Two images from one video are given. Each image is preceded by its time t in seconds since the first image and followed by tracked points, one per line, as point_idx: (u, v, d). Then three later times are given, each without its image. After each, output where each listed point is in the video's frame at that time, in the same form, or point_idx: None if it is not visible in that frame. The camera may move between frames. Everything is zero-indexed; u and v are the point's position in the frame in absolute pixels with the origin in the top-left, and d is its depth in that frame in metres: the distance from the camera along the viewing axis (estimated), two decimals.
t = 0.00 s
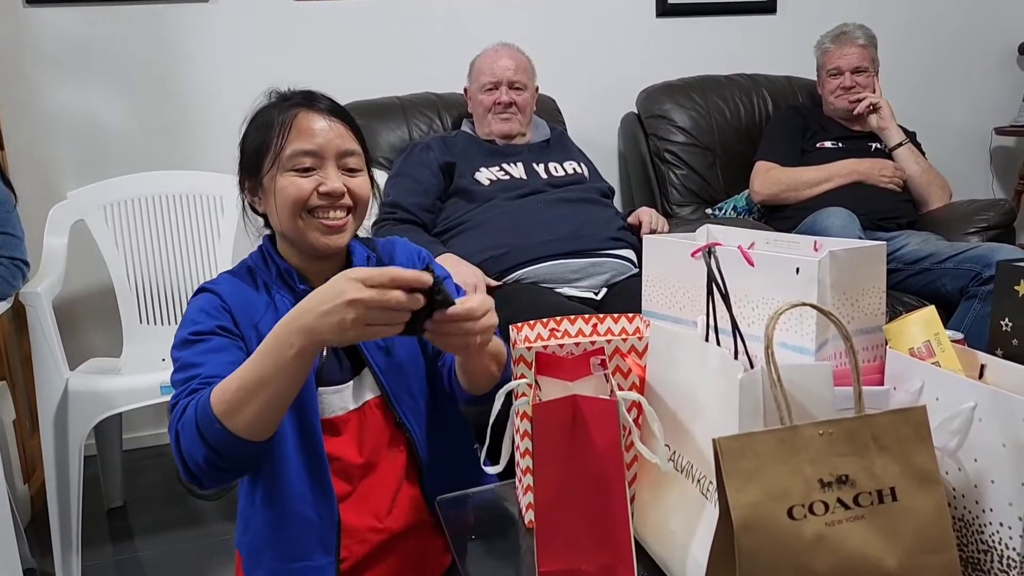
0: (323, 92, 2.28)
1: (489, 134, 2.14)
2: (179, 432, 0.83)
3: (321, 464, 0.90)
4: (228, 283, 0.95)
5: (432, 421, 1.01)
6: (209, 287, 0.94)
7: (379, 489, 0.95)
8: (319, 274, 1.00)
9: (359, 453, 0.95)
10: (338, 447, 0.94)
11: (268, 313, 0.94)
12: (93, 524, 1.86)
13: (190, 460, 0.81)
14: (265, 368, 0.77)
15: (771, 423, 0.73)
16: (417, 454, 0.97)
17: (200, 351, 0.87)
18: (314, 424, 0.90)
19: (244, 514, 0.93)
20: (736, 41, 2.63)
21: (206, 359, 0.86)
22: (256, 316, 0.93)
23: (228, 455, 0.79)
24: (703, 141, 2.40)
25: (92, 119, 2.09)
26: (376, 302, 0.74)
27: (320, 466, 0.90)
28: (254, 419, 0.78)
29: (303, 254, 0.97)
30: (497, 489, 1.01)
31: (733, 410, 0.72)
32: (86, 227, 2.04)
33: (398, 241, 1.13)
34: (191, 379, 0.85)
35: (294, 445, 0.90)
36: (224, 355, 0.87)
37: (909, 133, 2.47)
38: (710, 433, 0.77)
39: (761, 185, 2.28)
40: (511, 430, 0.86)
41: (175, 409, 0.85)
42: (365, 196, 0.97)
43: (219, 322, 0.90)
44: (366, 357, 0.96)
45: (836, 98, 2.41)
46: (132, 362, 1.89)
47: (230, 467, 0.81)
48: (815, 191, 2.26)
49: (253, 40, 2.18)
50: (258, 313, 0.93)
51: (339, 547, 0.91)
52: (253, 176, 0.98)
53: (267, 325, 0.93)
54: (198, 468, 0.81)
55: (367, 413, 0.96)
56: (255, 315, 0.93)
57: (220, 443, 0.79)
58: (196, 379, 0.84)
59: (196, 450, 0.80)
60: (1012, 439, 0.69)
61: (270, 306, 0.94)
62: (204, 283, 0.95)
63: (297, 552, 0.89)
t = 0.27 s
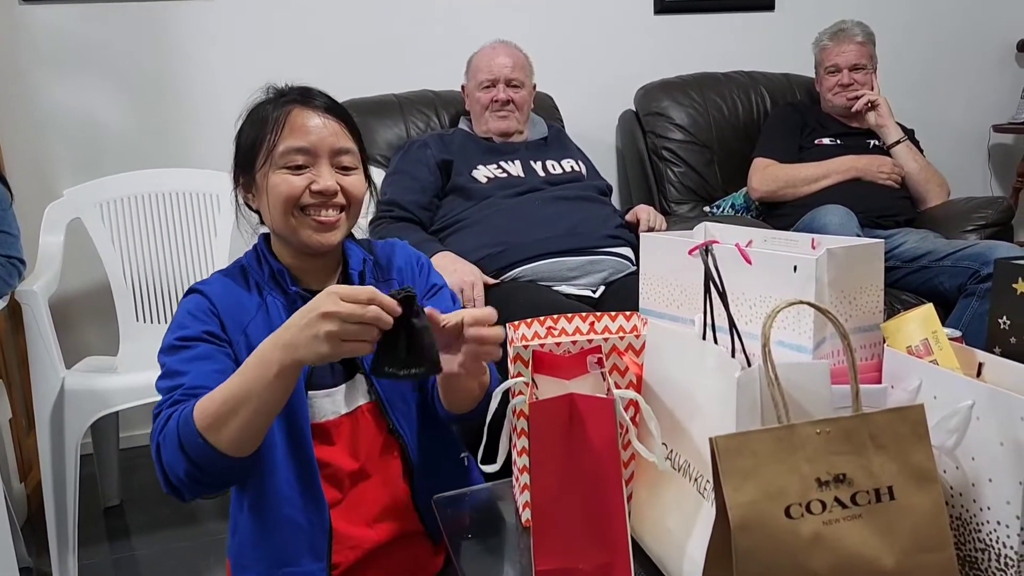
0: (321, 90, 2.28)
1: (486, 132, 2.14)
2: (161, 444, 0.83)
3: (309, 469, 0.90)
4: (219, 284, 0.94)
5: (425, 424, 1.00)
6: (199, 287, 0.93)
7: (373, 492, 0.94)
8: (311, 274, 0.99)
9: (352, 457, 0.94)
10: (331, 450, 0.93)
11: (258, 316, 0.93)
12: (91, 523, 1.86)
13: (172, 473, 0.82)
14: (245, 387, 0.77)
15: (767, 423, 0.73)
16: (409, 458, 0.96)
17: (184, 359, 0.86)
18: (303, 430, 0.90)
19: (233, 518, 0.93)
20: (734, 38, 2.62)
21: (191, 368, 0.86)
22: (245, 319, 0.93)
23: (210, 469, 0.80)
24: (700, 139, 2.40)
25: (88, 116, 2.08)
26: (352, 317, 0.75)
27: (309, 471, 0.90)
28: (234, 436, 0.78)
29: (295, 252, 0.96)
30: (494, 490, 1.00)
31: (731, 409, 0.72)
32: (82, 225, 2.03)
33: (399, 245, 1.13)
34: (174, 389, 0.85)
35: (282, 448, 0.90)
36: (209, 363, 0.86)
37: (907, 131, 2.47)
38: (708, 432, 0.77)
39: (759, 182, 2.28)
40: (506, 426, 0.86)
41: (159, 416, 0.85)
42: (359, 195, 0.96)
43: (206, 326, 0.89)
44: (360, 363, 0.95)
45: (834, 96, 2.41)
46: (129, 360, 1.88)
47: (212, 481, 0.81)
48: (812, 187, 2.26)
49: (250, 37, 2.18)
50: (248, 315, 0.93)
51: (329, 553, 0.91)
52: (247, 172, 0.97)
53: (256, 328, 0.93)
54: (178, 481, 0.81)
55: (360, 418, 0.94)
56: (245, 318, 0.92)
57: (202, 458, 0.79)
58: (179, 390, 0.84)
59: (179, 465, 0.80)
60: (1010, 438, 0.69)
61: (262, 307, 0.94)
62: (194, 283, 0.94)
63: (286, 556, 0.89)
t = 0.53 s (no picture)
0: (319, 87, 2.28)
1: (485, 130, 2.14)
2: (178, 479, 0.82)
3: (311, 476, 0.90)
4: (214, 291, 0.92)
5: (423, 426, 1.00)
6: (193, 296, 0.91)
7: (373, 494, 0.94)
8: (306, 277, 0.99)
9: (349, 459, 0.93)
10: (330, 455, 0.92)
11: (256, 322, 0.93)
12: (90, 520, 1.86)
13: (194, 508, 0.81)
14: (279, 424, 0.77)
15: (764, 419, 0.73)
16: (407, 458, 0.96)
17: (192, 385, 0.85)
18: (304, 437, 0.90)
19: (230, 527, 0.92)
20: (733, 35, 2.62)
21: (200, 394, 0.85)
22: (242, 327, 0.91)
23: (235, 501, 0.80)
24: (699, 136, 2.40)
25: (87, 113, 2.08)
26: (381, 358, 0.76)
27: (310, 476, 0.90)
28: (264, 469, 0.79)
29: (290, 253, 0.96)
30: (490, 486, 1.01)
31: (727, 408, 0.72)
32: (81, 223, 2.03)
33: (396, 244, 1.13)
34: (186, 418, 0.84)
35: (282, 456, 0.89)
36: (216, 389, 0.85)
37: (906, 128, 2.47)
38: (705, 429, 0.77)
39: (757, 180, 2.29)
40: (505, 424, 0.86)
41: (169, 447, 0.84)
42: (354, 195, 0.96)
43: (210, 345, 0.87)
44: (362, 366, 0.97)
45: (832, 93, 2.41)
46: (128, 358, 1.88)
47: (236, 510, 0.81)
48: (810, 185, 2.26)
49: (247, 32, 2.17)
50: (245, 321, 0.92)
51: (339, 557, 0.91)
52: (241, 172, 0.97)
53: (253, 336, 0.92)
54: (201, 514, 0.81)
55: (358, 421, 0.93)
56: (242, 327, 0.91)
57: (229, 490, 0.79)
58: (192, 420, 0.83)
59: (204, 499, 0.79)
60: (1007, 435, 0.69)
61: (258, 312, 0.93)
62: (188, 291, 0.92)
63: (293, 563, 0.89)
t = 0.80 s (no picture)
0: (320, 83, 2.27)
1: (486, 126, 2.14)
2: (186, 488, 0.81)
3: (315, 472, 0.90)
4: (215, 291, 0.92)
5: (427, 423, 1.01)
6: (195, 296, 0.91)
7: (379, 491, 0.94)
8: (309, 273, 0.99)
9: (356, 455, 0.93)
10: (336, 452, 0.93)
11: (258, 320, 0.93)
12: (90, 515, 1.86)
13: (202, 516, 0.80)
14: (286, 439, 0.76)
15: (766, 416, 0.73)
16: (413, 454, 0.97)
17: (196, 390, 0.84)
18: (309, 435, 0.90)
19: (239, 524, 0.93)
20: (734, 32, 2.62)
21: (205, 399, 0.84)
22: (245, 326, 0.91)
23: (244, 507, 0.79)
24: (700, 134, 2.40)
25: (88, 108, 2.08)
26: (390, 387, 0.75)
27: (316, 472, 0.90)
28: (273, 480, 0.78)
29: (291, 249, 0.96)
30: (495, 481, 1.01)
31: (730, 403, 0.72)
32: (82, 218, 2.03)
33: (397, 240, 1.13)
34: (192, 426, 0.83)
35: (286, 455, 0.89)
36: (220, 393, 0.85)
37: (907, 126, 2.47)
38: (706, 424, 0.77)
39: (758, 177, 2.28)
40: (507, 419, 0.85)
41: (176, 455, 0.83)
42: (353, 189, 0.96)
43: (214, 348, 0.87)
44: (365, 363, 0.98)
45: (833, 91, 2.41)
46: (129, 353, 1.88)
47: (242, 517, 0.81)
48: (811, 183, 2.26)
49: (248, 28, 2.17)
50: (248, 320, 0.92)
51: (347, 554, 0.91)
52: (240, 169, 0.97)
53: (256, 335, 0.92)
54: (211, 522, 0.80)
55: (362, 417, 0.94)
56: (245, 326, 0.91)
57: (237, 499, 0.78)
58: (197, 427, 0.83)
59: (212, 508, 0.79)
60: (1008, 431, 0.69)
61: (261, 311, 0.93)
62: (189, 290, 0.92)
63: (300, 560, 0.90)
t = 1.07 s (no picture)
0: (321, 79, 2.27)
1: (487, 123, 2.13)
2: (180, 481, 0.81)
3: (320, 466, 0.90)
4: (218, 286, 0.92)
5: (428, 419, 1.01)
6: (197, 291, 0.91)
7: (381, 486, 0.94)
8: (311, 270, 0.99)
9: (358, 450, 0.94)
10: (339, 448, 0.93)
11: (261, 316, 0.92)
12: (90, 511, 1.86)
13: (196, 511, 0.80)
14: (287, 439, 0.76)
15: (769, 412, 0.73)
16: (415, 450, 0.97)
17: (196, 384, 0.84)
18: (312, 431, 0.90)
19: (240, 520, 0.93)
20: (736, 30, 2.62)
21: (205, 394, 0.84)
22: (248, 322, 0.91)
23: (241, 504, 0.79)
24: (702, 131, 2.40)
25: (88, 103, 2.08)
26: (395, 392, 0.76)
27: (319, 465, 0.90)
28: (271, 478, 0.78)
29: (293, 247, 0.96)
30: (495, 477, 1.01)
31: (732, 400, 0.72)
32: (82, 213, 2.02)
33: (398, 235, 1.13)
34: (191, 419, 0.83)
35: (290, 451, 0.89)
36: (220, 388, 0.85)
37: (908, 125, 2.46)
38: (708, 421, 0.77)
39: (760, 175, 2.28)
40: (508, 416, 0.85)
41: (173, 447, 0.83)
42: (356, 189, 0.96)
43: (216, 342, 0.87)
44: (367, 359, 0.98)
45: (835, 89, 2.40)
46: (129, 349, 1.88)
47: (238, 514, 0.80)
48: (813, 181, 2.26)
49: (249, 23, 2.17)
50: (250, 316, 0.92)
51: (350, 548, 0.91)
52: (244, 165, 0.97)
53: (259, 331, 0.91)
54: (206, 518, 0.80)
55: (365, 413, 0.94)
56: (248, 322, 0.91)
57: (235, 494, 0.78)
58: (196, 421, 0.83)
59: (207, 503, 0.79)
60: (1011, 429, 0.69)
61: (264, 307, 0.93)
62: (191, 285, 0.92)
63: (302, 555, 0.89)
